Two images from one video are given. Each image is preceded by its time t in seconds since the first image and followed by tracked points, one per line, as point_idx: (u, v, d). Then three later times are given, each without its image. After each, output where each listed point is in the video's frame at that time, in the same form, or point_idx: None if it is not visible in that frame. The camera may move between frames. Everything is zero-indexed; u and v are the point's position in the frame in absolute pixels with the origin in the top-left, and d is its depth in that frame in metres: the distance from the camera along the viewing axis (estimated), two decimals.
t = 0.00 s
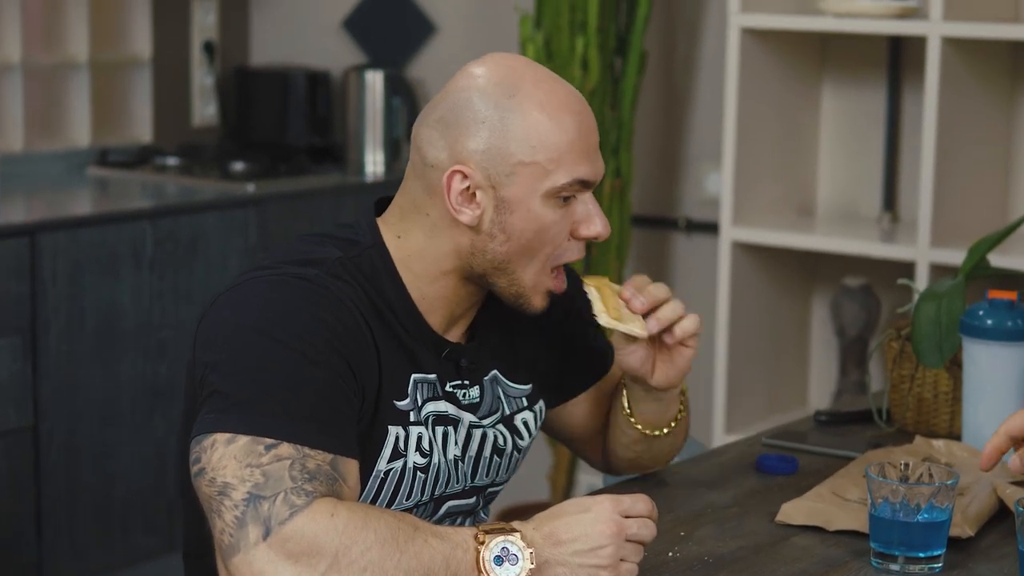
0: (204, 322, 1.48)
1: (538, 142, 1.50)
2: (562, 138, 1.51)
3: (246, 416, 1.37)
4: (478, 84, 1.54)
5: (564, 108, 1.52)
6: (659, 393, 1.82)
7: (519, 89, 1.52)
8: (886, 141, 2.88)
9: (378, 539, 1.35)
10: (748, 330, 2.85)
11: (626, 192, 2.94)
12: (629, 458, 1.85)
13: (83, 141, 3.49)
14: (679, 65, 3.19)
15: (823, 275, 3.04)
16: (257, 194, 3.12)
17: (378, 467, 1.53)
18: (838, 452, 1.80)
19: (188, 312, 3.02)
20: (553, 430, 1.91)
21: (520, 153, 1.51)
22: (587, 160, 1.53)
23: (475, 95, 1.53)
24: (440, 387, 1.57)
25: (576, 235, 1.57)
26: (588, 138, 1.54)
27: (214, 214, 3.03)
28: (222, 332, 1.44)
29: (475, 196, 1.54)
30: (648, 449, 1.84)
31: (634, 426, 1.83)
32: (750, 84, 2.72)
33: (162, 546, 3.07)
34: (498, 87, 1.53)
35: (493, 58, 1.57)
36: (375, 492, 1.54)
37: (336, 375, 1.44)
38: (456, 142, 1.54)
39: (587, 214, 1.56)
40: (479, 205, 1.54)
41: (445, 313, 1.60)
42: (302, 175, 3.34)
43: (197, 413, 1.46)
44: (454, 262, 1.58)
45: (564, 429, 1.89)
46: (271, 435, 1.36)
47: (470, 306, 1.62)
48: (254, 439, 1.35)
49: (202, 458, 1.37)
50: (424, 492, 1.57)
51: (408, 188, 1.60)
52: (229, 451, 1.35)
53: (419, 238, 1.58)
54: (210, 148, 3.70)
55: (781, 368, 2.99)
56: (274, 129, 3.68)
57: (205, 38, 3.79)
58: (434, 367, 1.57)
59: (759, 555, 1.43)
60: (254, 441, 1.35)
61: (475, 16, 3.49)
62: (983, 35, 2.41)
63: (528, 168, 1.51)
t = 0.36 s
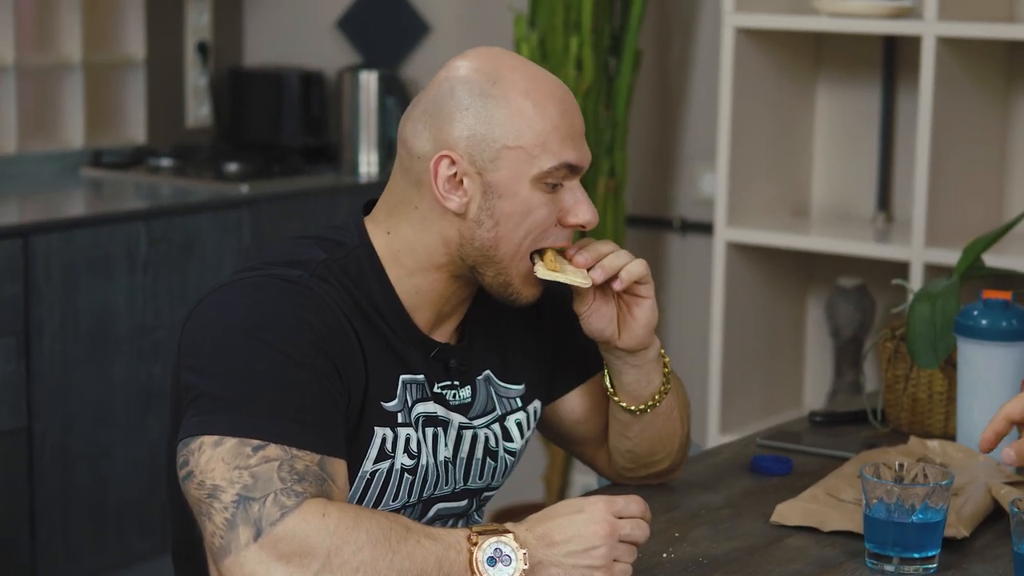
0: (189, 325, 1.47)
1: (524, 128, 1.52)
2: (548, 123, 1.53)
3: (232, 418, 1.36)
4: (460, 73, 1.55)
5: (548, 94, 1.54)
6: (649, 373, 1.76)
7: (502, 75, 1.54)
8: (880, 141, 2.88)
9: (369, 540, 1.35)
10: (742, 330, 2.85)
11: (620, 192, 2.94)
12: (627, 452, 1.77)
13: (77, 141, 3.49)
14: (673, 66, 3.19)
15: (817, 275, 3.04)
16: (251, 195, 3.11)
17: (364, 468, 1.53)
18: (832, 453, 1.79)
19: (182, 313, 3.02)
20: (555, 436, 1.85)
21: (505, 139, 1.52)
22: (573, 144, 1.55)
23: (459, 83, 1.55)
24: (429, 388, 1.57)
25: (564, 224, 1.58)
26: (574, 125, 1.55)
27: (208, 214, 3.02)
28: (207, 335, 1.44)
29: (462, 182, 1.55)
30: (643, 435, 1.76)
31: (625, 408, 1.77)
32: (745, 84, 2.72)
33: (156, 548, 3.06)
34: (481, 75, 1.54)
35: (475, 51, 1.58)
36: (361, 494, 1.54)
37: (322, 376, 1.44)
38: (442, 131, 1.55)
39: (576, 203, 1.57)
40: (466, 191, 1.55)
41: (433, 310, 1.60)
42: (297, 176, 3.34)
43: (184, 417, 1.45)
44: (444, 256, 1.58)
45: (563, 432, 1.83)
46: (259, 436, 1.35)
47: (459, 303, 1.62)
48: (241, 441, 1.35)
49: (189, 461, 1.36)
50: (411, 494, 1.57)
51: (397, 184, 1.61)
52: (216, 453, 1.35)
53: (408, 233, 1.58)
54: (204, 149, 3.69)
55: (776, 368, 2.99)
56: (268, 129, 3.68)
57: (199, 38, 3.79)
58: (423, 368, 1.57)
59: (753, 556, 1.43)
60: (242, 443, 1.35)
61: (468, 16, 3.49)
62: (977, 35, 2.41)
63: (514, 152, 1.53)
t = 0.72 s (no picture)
0: (188, 324, 1.46)
1: (530, 129, 1.52)
2: (554, 126, 1.53)
3: (231, 419, 1.36)
4: (469, 74, 1.55)
5: (555, 98, 1.54)
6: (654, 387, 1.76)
7: (511, 77, 1.54)
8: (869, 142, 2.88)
9: (362, 543, 1.34)
10: (733, 329, 2.85)
11: (610, 192, 2.93)
12: (624, 456, 1.74)
13: (66, 143, 3.48)
14: (662, 66, 3.19)
15: (806, 275, 3.04)
16: (239, 195, 3.11)
17: (362, 470, 1.52)
18: (822, 453, 1.79)
19: (172, 314, 3.01)
20: (557, 435, 1.84)
21: (511, 138, 1.52)
22: (578, 150, 1.54)
23: (468, 83, 1.55)
24: (429, 390, 1.56)
25: (564, 228, 1.56)
26: (580, 132, 1.55)
27: (198, 215, 3.01)
28: (206, 334, 1.43)
29: (465, 180, 1.54)
30: (642, 440, 1.73)
31: (625, 414, 1.75)
32: (734, 85, 2.72)
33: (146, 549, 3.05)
34: (490, 76, 1.54)
35: (483, 52, 1.59)
36: (359, 496, 1.53)
37: (320, 378, 1.43)
38: (447, 129, 1.55)
39: (577, 209, 1.57)
40: (468, 189, 1.54)
41: (433, 311, 1.59)
42: (285, 177, 3.33)
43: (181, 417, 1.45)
44: (445, 256, 1.57)
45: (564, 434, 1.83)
46: (256, 438, 1.35)
47: (460, 306, 1.61)
48: (238, 442, 1.34)
49: (185, 461, 1.36)
50: (409, 497, 1.57)
51: (399, 183, 1.61)
52: (212, 454, 1.34)
53: (409, 232, 1.58)
54: (192, 149, 3.68)
55: (766, 367, 2.99)
56: (258, 130, 3.67)
57: (188, 38, 3.78)
58: (423, 370, 1.56)
59: (744, 557, 1.43)
60: (238, 444, 1.34)
61: (457, 15, 3.48)
62: (966, 35, 2.41)
63: (519, 153, 1.52)
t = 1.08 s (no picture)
0: (184, 326, 1.46)
1: (517, 120, 1.51)
2: (541, 116, 1.52)
3: (227, 420, 1.35)
4: (455, 69, 1.55)
5: (542, 89, 1.53)
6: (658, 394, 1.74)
7: (497, 71, 1.53)
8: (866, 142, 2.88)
9: (357, 545, 1.33)
10: (729, 329, 2.85)
11: (606, 192, 2.93)
12: (623, 459, 1.72)
13: (60, 143, 3.47)
14: (658, 66, 3.19)
15: (802, 275, 3.04)
16: (234, 195, 3.10)
17: (359, 472, 1.52)
18: (818, 453, 1.79)
19: (167, 315, 3.00)
20: (555, 436, 1.84)
21: (499, 131, 1.51)
22: (566, 139, 1.54)
23: (454, 79, 1.54)
24: (426, 392, 1.56)
25: (558, 221, 1.56)
26: (568, 121, 1.55)
27: (193, 215, 3.01)
28: (202, 335, 1.43)
29: (455, 176, 1.54)
30: (642, 445, 1.71)
31: (625, 421, 1.75)
32: (730, 85, 2.71)
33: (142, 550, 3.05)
34: (476, 71, 1.54)
35: (469, 48, 1.58)
36: (355, 498, 1.53)
37: (317, 378, 1.43)
38: (435, 126, 1.54)
39: (569, 199, 1.56)
40: (459, 185, 1.54)
41: (428, 310, 1.58)
42: (281, 177, 3.33)
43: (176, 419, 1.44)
44: (440, 255, 1.57)
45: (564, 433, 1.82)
46: (251, 440, 1.34)
47: (456, 306, 1.61)
48: (233, 444, 1.34)
49: (181, 462, 1.35)
50: (406, 498, 1.56)
51: (391, 182, 1.60)
52: (208, 456, 1.34)
53: (403, 231, 1.57)
54: (187, 150, 3.67)
55: (762, 367, 2.98)
56: (253, 130, 3.66)
57: (182, 38, 3.77)
58: (420, 371, 1.55)
59: (740, 557, 1.42)
60: (234, 445, 1.34)
61: (452, 15, 3.47)
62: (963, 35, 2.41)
63: (507, 145, 1.52)
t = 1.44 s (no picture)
0: (179, 324, 1.45)
1: (517, 125, 1.50)
2: (542, 122, 1.51)
3: (222, 420, 1.35)
4: (457, 70, 1.54)
5: (544, 95, 1.52)
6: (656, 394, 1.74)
7: (498, 73, 1.53)
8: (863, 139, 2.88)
9: (353, 544, 1.33)
10: (726, 327, 2.84)
11: (602, 189, 2.92)
12: (622, 459, 1.72)
13: (56, 141, 3.46)
14: (655, 63, 3.18)
15: (799, 272, 3.04)
16: (230, 193, 3.10)
17: (354, 471, 1.51)
18: (815, 452, 1.79)
19: (162, 313, 2.99)
20: (553, 435, 1.84)
21: (497, 135, 1.50)
22: (565, 147, 1.52)
23: (455, 79, 1.54)
24: (422, 391, 1.55)
25: (553, 229, 1.55)
26: (569, 129, 1.53)
27: (188, 213, 3.00)
28: (197, 335, 1.42)
29: (451, 178, 1.53)
30: (641, 446, 1.70)
31: (625, 422, 1.74)
32: (727, 82, 2.71)
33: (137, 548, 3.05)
34: (478, 72, 1.53)
35: (473, 50, 1.58)
36: (350, 497, 1.52)
37: (313, 378, 1.42)
38: (434, 126, 1.54)
39: (565, 207, 1.55)
40: (455, 187, 1.53)
41: (422, 310, 1.58)
42: (276, 175, 3.32)
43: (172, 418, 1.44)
44: (435, 254, 1.56)
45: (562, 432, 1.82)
46: (247, 439, 1.34)
47: (450, 306, 1.60)
48: (229, 443, 1.33)
49: (176, 461, 1.35)
50: (401, 498, 1.56)
51: (388, 181, 1.60)
52: (203, 455, 1.33)
53: (398, 230, 1.57)
54: (183, 148, 3.67)
55: (758, 365, 2.98)
56: (249, 127, 3.66)
57: (177, 36, 3.75)
58: (416, 370, 1.55)
59: (737, 556, 1.42)
60: (229, 444, 1.33)
61: (448, 12, 3.47)
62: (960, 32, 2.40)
63: (505, 152, 1.51)
